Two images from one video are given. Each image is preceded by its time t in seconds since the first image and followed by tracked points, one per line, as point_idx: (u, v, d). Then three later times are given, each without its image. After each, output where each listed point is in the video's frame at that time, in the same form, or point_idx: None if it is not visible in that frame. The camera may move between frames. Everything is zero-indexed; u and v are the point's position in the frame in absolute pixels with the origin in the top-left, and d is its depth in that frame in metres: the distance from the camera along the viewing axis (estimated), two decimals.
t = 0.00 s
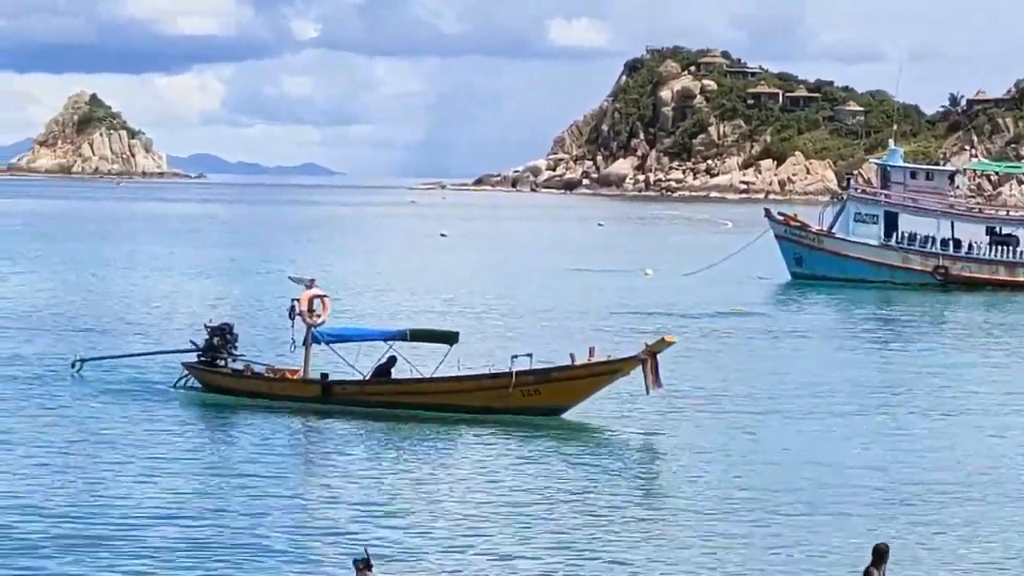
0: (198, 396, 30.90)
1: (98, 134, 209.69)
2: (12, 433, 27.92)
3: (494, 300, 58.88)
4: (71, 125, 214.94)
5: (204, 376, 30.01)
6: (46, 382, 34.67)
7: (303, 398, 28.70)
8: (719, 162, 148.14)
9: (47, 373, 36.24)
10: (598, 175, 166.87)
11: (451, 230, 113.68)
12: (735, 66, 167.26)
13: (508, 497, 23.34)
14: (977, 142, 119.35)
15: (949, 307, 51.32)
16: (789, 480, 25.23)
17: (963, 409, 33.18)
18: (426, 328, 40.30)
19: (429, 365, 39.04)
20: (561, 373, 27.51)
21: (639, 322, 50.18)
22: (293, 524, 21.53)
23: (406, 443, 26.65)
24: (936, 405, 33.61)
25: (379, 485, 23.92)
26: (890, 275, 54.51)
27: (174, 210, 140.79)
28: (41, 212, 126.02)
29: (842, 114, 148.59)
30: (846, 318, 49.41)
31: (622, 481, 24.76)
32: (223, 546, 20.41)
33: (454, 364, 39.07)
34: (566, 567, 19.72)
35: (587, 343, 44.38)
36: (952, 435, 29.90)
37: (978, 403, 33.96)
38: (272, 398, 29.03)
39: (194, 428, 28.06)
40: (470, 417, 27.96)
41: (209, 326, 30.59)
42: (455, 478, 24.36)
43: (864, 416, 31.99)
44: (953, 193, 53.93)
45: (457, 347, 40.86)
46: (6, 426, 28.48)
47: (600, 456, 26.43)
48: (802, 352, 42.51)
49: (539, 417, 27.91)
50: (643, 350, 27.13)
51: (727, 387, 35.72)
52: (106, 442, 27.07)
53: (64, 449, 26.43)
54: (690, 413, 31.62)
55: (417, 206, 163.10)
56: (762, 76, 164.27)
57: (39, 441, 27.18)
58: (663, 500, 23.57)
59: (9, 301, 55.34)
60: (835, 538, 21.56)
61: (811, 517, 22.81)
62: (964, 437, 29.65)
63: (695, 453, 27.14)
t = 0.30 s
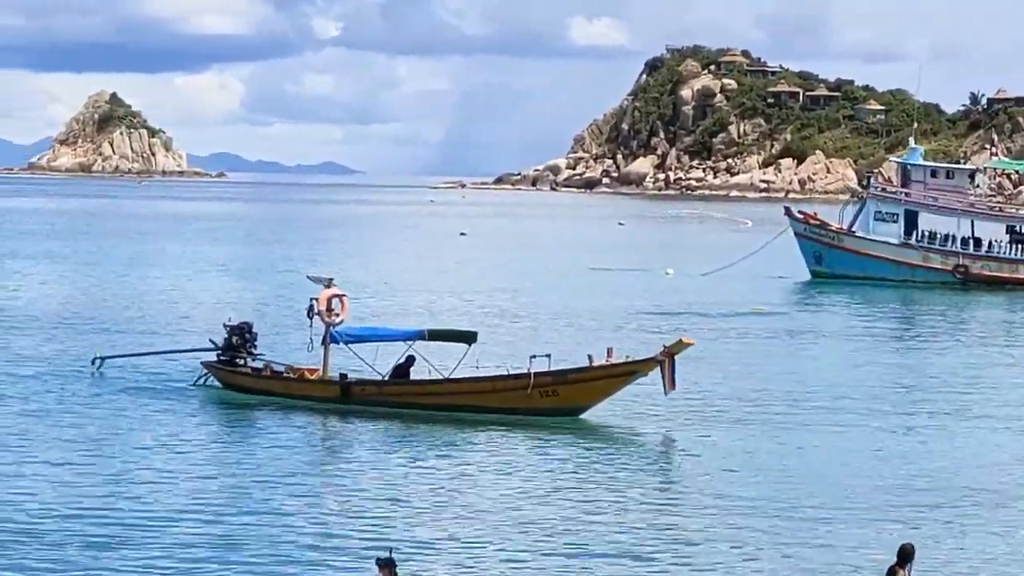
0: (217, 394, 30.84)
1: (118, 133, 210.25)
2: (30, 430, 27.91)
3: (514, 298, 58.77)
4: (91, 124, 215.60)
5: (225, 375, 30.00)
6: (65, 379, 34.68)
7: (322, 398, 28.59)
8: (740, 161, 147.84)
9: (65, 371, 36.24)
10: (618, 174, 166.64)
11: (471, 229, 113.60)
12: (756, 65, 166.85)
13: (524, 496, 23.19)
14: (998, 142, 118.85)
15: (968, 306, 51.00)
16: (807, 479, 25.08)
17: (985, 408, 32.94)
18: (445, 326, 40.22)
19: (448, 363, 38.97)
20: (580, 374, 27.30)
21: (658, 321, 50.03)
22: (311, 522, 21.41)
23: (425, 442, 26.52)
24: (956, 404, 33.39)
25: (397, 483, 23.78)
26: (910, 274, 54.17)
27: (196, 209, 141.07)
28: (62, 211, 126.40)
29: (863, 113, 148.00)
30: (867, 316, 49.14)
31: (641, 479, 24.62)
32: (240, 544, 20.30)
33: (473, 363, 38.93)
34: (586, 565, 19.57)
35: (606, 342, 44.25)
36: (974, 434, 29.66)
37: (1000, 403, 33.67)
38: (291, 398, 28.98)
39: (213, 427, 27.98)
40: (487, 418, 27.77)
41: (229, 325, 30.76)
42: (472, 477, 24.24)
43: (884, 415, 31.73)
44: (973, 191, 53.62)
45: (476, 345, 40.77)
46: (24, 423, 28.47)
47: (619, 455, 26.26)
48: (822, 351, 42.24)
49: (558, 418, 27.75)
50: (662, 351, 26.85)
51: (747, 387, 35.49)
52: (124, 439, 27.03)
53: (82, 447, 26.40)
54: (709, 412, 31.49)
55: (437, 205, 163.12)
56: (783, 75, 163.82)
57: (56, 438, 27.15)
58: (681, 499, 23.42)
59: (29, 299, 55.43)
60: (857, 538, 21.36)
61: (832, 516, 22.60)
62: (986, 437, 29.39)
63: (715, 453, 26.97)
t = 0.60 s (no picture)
0: (236, 393, 30.87)
1: (136, 132, 210.67)
2: (49, 428, 27.90)
3: (531, 297, 58.71)
4: (110, 123, 216.11)
5: (243, 374, 30.03)
6: (83, 378, 34.71)
7: (340, 396, 28.60)
8: (758, 159, 147.43)
9: (83, 369, 36.25)
10: (636, 172, 166.35)
11: (488, 228, 113.64)
12: (774, 63, 166.40)
13: (542, 495, 23.15)
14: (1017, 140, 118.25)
15: (987, 305, 50.72)
16: (827, 479, 24.97)
17: (1005, 407, 32.73)
18: (462, 325, 40.19)
19: (466, 362, 38.93)
20: (597, 373, 27.16)
21: (676, 319, 49.95)
22: (333, 522, 21.36)
23: (442, 441, 26.46)
24: (977, 403, 33.18)
25: (417, 483, 23.76)
26: (929, 272, 53.84)
27: (214, 209, 141.25)
28: (81, 210, 126.72)
29: (881, 111, 147.40)
30: (885, 315, 48.94)
31: (659, 479, 24.54)
32: (262, 542, 20.27)
33: (490, 362, 38.84)
34: (609, 565, 19.53)
35: (624, 342, 44.18)
36: (994, 434, 29.47)
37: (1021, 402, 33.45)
38: (308, 396, 28.96)
39: (231, 425, 28.00)
40: (503, 417, 27.65)
41: (247, 324, 30.83)
42: (490, 477, 24.19)
43: (905, 415, 31.57)
44: (994, 189, 53.17)
45: (494, 344, 40.72)
46: (43, 422, 28.45)
47: (636, 455, 26.16)
48: (842, 351, 42.02)
49: (575, 418, 27.64)
50: (679, 351, 26.68)
51: (767, 386, 35.32)
52: (143, 438, 27.02)
53: (100, 446, 26.39)
54: (727, 411, 31.39)
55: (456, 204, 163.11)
56: (801, 73, 163.34)
57: (75, 437, 27.13)
58: (699, 498, 23.34)
59: (49, 298, 55.51)
60: (882, 538, 21.28)
61: (856, 516, 22.51)
62: (1007, 437, 29.22)
63: (732, 452, 26.86)
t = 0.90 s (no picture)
0: (253, 389, 30.97)
1: (154, 130, 211.40)
2: (66, 424, 28.11)
3: (548, 295, 58.75)
4: (127, 121, 216.96)
5: (260, 370, 30.14)
6: (100, 374, 34.94)
7: (356, 394, 28.67)
8: (774, 156, 147.32)
9: (100, 365, 36.48)
10: (653, 170, 166.27)
11: (504, 225, 113.74)
12: (791, 61, 166.18)
13: (559, 492, 23.23)
14: None
15: (1004, 302, 50.57)
16: (843, 476, 24.98)
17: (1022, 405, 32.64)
18: (479, 323, 40.25)
19: (482, 359, 38.99)
20: (613, 372, 27.13)
21: (692, 317, 49.93)
22: (350, 517, 21.50)
23: (458, 439, 26.50)
24: (994, 401, 33.11)
25: (433, 479, 23.89)
26: (946, 269, 53.67)
27: (232, 206, 141.70)
28: (99, 207, 127.22)
29: (898, 108, 147.05)
30: (902, 313, 48.86)
31: (676, 476, 24.58)
32: (280, 537, 20.40)
33: (505, 359, 38.93)
34: (626, 561, 19.63)
35: (640, 339, 44.19)
36: (1011, 431, 29.40)
37: None
38: (325, 391, 29.15)
39: (248, 422, 28.08)
40: (518, 414, 27.70)
41: (263, 320, 30.90)
42: (506, 474, 24.24)
43: (919, 412, 31.58)
44: (1011, 186, 52.75)
45: (510, 342, 40.78)
46: (60, 418, 28.66)
47: (652, 453, 26.17)
48: (857, 348, 42.02)
49: (591, 416, 27.60)
50: (695, 350, 26.63)
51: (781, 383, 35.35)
52: (161, 434, 27.18)
53: (119, 442, 26.52)
54: (743, 409, 31.38)
55: (472, 201, 163.28)
56: (818, 70, 163.07)
57: (92, 433, 27.32)
58: (716, 495, 23.39)
59: (67, 295, 55.81)
60: (898, 534, 21.34)
61: (872, 513, 22.58)
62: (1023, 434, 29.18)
63: (748, 451, 26.86)
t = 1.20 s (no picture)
0: (268, 387, 31.14)
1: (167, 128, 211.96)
2: (81, 422, 28.35)
3: (560, 293, 58.88)
4: (140, 119, 217.52)
5: (273, 367, 30.35)
6: (114, 371, 35.20)
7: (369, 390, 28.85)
8: (788, 154, 147.21)
9: (115, 363, 36.69)
10: (666, 167, 166.19)
11: (517, 223, 113.97)
12: (804, 59, 166.01)
13: (570, 490, 23.35)
14: None
15: (1016, 300, 50.53)
16: (852, 475, 25.08)
17: None
18: (491, 320, 40.38)
19: (495, 357, 39.13)
20: (625, 369, 27.25)
21: (705, 315, 50.00)
22: (363, 515, 21.67)
23: (470, 437, 26.63)
24: (1005, 399, 33.12)
25: (446, 477, 24.05)
26: (959, 267, 53.65)
27: (245, 203, 141.94)
28: (113, 205, 127.67)
29: (912, 107, 146.70)
30: (914, 311, 48.90)
31: (686, 474, 24.69)
32: (293, 535, 20.58)
33: (519, 356, 39.03)
34: (638, 558, 19.77)
35: (653, 337, 44.29)
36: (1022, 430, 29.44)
37: None
38: (340, 388, 29.35)
39: (261, 419, 28.28)
40: (532, 412, 27.83)
41: (276, 316, 30.99)
42: (520, 472, 24.39)
43: (932, 410, 31.60)
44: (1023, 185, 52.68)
45: (522, 339, 40.90)
46: (75, 416, 28.84)
47: (663, 451, 26.28)
48: (870, 347, 42.02)
49: (603, 414, 27.71)
50: (707, 349, 26.70)
51: (794, 382, 35.40)
52: (174, 432, 27.35)
53: (133, 440, 26.69)
54: (756, 408, 31.46)
55: (486, 199, 163.40)
56: (831, 68, 162.90)
57: (107, 431, 27.55)
58: (727, 493, 23.50)
59: (81, 293, 56.10)
60: (909, 533, 21.43)
61: (882, 511, 22.67)
62: None
63: (759, 449, 26.97)
